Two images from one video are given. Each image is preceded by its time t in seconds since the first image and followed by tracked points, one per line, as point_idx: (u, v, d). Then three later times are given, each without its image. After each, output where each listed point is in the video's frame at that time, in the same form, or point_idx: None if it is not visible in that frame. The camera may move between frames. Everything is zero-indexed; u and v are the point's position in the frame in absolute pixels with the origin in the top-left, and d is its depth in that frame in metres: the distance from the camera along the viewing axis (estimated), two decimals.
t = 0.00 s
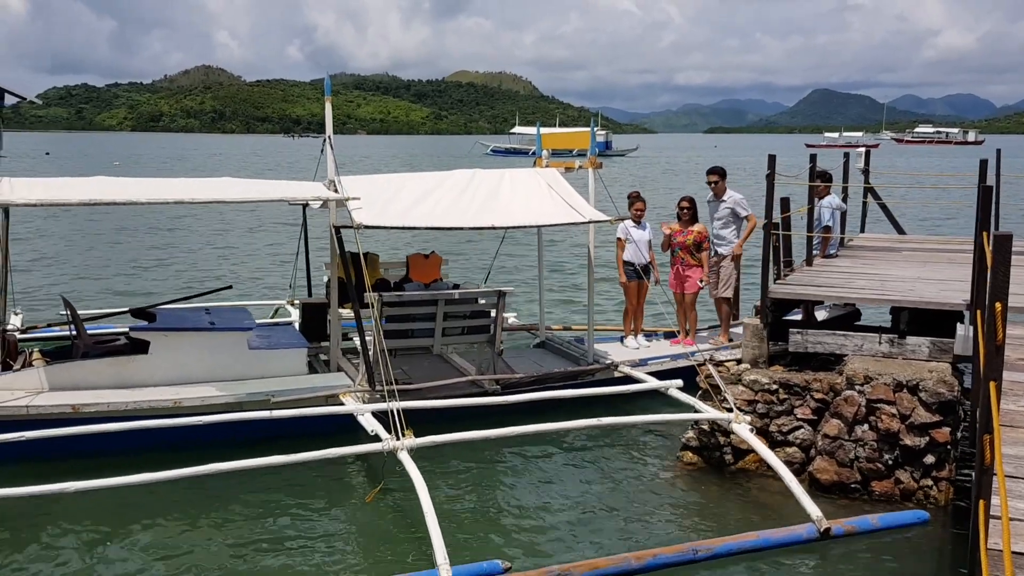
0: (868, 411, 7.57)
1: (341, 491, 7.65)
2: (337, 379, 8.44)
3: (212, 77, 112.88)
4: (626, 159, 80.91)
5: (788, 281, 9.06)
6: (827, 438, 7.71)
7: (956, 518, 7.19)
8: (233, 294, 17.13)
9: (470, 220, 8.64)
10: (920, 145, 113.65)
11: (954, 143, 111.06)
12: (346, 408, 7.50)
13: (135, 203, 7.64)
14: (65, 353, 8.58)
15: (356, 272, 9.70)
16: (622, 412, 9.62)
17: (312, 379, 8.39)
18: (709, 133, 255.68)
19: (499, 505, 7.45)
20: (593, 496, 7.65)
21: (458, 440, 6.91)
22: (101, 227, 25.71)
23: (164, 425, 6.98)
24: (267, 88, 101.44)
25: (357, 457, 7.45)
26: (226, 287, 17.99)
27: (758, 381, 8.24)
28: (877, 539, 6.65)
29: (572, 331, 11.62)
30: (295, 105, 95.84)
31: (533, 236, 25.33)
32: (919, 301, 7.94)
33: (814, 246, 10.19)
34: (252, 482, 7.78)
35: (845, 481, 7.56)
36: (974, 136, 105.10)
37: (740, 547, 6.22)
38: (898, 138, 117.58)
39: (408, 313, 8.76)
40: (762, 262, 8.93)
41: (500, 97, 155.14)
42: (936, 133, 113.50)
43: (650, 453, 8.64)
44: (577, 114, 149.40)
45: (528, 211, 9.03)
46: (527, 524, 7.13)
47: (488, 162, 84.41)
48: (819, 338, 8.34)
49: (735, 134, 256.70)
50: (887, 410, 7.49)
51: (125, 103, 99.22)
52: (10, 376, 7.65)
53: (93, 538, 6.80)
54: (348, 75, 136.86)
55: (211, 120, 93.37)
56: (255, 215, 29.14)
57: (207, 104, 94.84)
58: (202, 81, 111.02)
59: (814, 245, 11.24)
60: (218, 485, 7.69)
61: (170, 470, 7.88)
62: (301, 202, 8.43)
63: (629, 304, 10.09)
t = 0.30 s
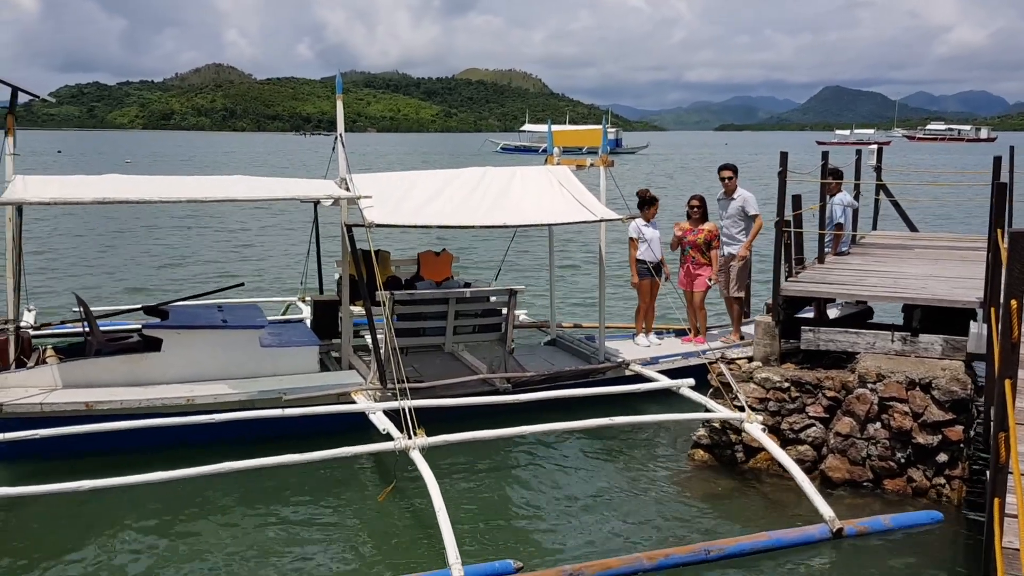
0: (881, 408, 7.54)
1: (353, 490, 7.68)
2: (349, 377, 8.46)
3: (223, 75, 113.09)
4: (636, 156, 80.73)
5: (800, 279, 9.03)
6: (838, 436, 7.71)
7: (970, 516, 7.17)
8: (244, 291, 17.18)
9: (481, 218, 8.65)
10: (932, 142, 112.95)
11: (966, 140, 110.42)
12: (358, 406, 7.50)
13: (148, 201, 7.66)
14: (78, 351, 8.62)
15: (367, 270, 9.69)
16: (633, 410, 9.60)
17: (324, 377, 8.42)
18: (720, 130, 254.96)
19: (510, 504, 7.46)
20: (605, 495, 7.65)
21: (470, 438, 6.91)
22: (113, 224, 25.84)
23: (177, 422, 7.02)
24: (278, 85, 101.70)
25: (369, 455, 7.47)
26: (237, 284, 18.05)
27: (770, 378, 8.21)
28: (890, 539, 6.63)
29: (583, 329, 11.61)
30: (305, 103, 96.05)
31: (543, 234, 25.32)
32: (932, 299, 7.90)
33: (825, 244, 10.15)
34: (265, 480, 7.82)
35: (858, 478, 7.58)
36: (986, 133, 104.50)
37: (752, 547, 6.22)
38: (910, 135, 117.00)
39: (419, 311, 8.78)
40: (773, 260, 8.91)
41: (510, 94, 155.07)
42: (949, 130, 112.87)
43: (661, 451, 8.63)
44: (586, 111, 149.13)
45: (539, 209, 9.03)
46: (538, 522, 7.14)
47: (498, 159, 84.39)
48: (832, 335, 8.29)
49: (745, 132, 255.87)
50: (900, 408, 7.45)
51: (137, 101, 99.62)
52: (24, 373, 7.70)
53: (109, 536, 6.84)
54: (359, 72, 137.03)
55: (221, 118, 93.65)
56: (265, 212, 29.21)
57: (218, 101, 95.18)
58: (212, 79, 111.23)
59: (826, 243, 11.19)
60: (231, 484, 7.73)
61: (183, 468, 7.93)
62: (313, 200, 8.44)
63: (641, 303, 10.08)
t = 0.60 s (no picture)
0: (890, 407, 7.50)
1: (362, 488, 7.70)
2: (355, 375, 8.45)
3: (230, 74, 113.21)
4: (643, 154, 80.61)
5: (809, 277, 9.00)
6: (847, 435, 7.67)
7: (980, 516, 7.14)
8: (252, 290, 17.22)
9: (489, 217, 8.65)
10: (941, 140, 112.42)
11: (975, 138, 109.89)
12: (366, 405, 7.51)
13: (157, 199, 7.68)
14: (87, 349, 8.65)
15: (375, 268, 9.70)
16: (641, 409, 9.60)
17: (333, 375, 8.44)
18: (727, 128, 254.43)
19: (518, 503, 7.45)
20: (614, 493, 7.65)
21: (478, 437, 6.91)
22: (122, 222, 25.93)
23: (186, 420, 7.04)
24: (285, 84, 101.88)
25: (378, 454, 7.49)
26: (245, 283, 18.10)
27: (779, 376, 8.20)
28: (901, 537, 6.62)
29: (591, 327, 11.60)
30: (312, 102, 96.19)
31: (551, 232, 25.30)
32: (941, 297, 7.86)
33: (834, 242, 10.11)
34: (275, 478, 7.85)
35: (867, 477, 7.54)
36: (995, 130, 103.97)
37: (762, 546, 6.22)
38: (919, 133, 116.48)
39: (427, 309, 8.78)
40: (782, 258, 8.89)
41: (517, 92, 155.00)
42: (958, 127, 112.37)
43: (669, 450, 8.62)
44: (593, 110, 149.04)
45: (547, 207, 9.03)
46: (547, 521, 7.14)
47: (505, 158, 84.38)
48: (841, 333, 8.27)
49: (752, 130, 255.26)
50: (909, 406, 7.41)
51: (145, 100, 99.85)
52: (34, 371, 7.74)
53: (120, 533, 6.88)
54: (366, 71, 137.22)
55: (229, 117, 93.82)
56: (272, 210, 29.26)
57: (226, 100, 95.39)
58: (220, 78, 111.40)
59: (835, 241, 11.15)
60: (241, 481, 7.76)
61: (192, 466, 7.95)
62: (321, 198, 8.45)
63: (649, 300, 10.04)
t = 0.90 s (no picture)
0: (898, 407, 7.48)
1: (369, 486, 7.71)
2: (364, 374, 8.49)
3: (237, 74, 113.34)
4: (651, 154, 80.47)
5: (817, 276, 8.98)
6: (855, 435, 7.66)
7: (988, 516, 7.11)
8: (259, 289, 17.24)
9: (496, 216, 8.65)
10: (949, 139, 111.96)
11: (983, 137, 109.46)
12: (374, 403, 7.51)
13: (165, 199, 7.70)
14: (95, 348, 8.68)
15: (382, 268, 9.72)
16: (648, 408, 9.60)
17: (340, 374, 8.46)
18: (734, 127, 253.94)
19: (524, 501, 7.46)
20: (621, 492, 7.66)
21: (485, 435, 6.92)
22: (129, 222, 25.96)
23: (193, 418, 7.06)
24: (292, 84, 101.99)
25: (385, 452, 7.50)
26: (252, 282, 18.11)
27: (786, 376, 8.18)
28: (908, 536, 6.59)
29: (598, 327, 11.60)
30: (319, 101, 96.26)
31: (557, 231, 25.28)
32: (949, 296, 7.84)
33: (842, 242, 10.08)
34: (283, 477, 7.87)
35: (874, 477, 7.53)
36: (1003, 129, 103.56)
37: (769, 544, 6.20)
38: (926, 132, 116.07)
39: (434, 308, 8.79)
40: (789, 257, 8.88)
41: (524, 92, 154.93)
42: (966, 126, 111.97)
43: (676, 449, 8.62)
44: (599, 109, 148.86)
45: (554, 206, 9.03)
46: (555, 519, 7.16)
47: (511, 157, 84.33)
48: (848, 333, 8.24)
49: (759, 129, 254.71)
50: (917, 407, 7.38)
51: (152, 100, 99.96)
52: (42, 369, 7.77)
53: (128, 531, 6.90)
54: (372, 71, 137.32)
55: (236, 117, 93.94)
56: (279, 210, 29.29)
57: (232, 100, 95.53)
58: (227, 78, 111.44)
59: (843, 241, 11.13)
60: (249, 480, 7.78)
61: (200, 463, 7.98)
62: (329, 198, 8.46)
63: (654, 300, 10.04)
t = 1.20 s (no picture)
0: (904, 407, 7.47)
1: (374, 485, 7.72)
2: (369, 373, 8.49)
3: (242, 73, 113.38)
4: (655, 154, 80.35)
5: (822, 276, 8.95)
6: (861, 434, 7.64)
7: (994, 516, 7.11)
8: (264, 289, 17.24)
9: (501, 216, 8.64)
10: (954, 138, 111.67)
11: (988, 136, 109.15)
12: (379, 403, 7.51)
13: (171, 198, 7.71)
14: (100, 347, 8.68)
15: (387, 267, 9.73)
16: (653, 408, 9.59)
17: (346, 373, 8.46)
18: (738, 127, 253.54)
19: (530, 501, 7.46)
20: (625, 491, 7.66)
21: (490, 434, 6.92)
22: (134, 222, 25.97)
23: (199, 417, 7.08)
24: (296, 83, 102.06)
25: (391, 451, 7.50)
26: (256, 282, 18.12)
27: (791, 376, 8.16)
28: (914, 537, 6.58)
29: (603, 327, 11.60)
30: (323, 101, 96.30)
31: (562, 231, 25.28)
32: (955, 296, 7.82)
33: (847, 241, 10.06)
34: (288, 475, 7.88)
35: (880, 477, 7.52)
36: (1009, 129, 103.26)
37: (775, 545, 6.19)
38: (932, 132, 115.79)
39: (440, 308, 8.80)
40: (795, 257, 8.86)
41: (528, 92, 154.86)
42: (971, 126, 111.68)
43: (681, 449, 8.61)
44: (603, 109, 148.73)
45: (559, 206, 9.02)
46: (560, 518, 7.16)
47: (515, 157, 84.30)
48: (854, 332, 8.22)
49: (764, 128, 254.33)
50: (922, 407, 7.38)
51: (157, 100, 100.05)
52: (48, 368, 7.78)
53: (133, 529, 6.91)
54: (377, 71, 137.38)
55: (240, 116, 93.96)
56: (283, 209, 29.27)
57: (237, 100, 95.62)
58: (232, 77, 111.48)
59: (848, 241, 11.11)
60: (254, 479, 7.78)
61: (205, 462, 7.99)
62: (333, 197, 8.45)
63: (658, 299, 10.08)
